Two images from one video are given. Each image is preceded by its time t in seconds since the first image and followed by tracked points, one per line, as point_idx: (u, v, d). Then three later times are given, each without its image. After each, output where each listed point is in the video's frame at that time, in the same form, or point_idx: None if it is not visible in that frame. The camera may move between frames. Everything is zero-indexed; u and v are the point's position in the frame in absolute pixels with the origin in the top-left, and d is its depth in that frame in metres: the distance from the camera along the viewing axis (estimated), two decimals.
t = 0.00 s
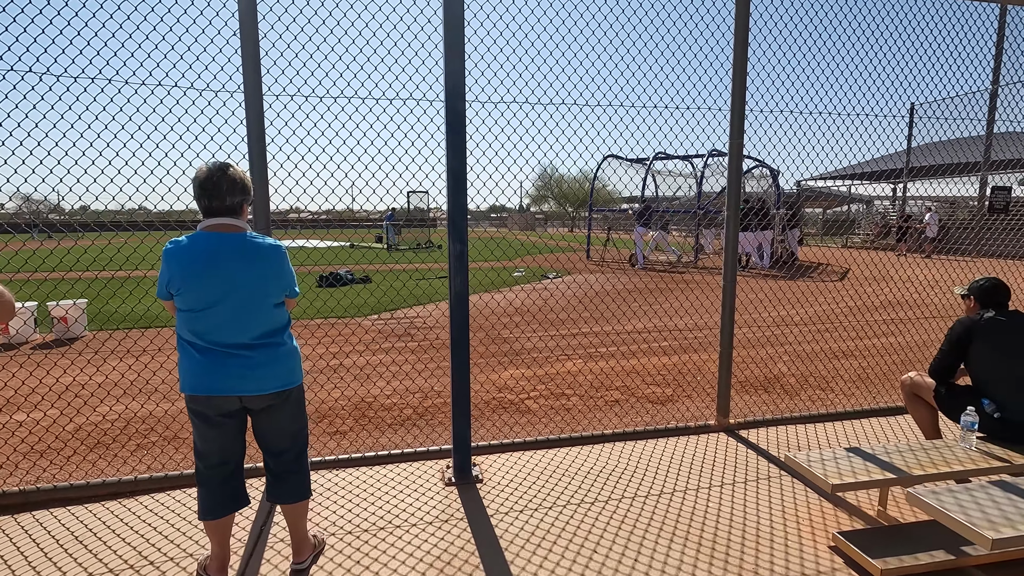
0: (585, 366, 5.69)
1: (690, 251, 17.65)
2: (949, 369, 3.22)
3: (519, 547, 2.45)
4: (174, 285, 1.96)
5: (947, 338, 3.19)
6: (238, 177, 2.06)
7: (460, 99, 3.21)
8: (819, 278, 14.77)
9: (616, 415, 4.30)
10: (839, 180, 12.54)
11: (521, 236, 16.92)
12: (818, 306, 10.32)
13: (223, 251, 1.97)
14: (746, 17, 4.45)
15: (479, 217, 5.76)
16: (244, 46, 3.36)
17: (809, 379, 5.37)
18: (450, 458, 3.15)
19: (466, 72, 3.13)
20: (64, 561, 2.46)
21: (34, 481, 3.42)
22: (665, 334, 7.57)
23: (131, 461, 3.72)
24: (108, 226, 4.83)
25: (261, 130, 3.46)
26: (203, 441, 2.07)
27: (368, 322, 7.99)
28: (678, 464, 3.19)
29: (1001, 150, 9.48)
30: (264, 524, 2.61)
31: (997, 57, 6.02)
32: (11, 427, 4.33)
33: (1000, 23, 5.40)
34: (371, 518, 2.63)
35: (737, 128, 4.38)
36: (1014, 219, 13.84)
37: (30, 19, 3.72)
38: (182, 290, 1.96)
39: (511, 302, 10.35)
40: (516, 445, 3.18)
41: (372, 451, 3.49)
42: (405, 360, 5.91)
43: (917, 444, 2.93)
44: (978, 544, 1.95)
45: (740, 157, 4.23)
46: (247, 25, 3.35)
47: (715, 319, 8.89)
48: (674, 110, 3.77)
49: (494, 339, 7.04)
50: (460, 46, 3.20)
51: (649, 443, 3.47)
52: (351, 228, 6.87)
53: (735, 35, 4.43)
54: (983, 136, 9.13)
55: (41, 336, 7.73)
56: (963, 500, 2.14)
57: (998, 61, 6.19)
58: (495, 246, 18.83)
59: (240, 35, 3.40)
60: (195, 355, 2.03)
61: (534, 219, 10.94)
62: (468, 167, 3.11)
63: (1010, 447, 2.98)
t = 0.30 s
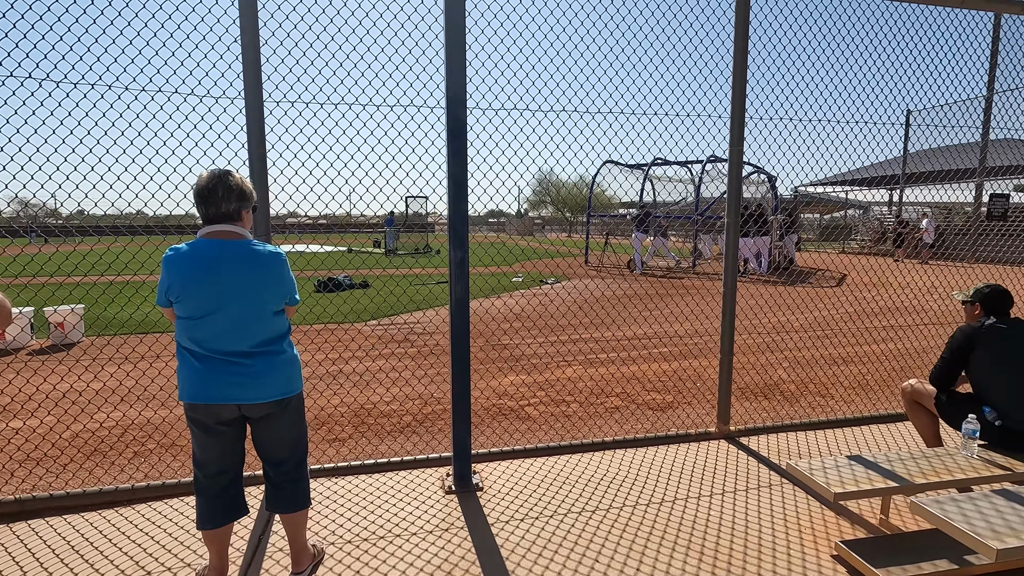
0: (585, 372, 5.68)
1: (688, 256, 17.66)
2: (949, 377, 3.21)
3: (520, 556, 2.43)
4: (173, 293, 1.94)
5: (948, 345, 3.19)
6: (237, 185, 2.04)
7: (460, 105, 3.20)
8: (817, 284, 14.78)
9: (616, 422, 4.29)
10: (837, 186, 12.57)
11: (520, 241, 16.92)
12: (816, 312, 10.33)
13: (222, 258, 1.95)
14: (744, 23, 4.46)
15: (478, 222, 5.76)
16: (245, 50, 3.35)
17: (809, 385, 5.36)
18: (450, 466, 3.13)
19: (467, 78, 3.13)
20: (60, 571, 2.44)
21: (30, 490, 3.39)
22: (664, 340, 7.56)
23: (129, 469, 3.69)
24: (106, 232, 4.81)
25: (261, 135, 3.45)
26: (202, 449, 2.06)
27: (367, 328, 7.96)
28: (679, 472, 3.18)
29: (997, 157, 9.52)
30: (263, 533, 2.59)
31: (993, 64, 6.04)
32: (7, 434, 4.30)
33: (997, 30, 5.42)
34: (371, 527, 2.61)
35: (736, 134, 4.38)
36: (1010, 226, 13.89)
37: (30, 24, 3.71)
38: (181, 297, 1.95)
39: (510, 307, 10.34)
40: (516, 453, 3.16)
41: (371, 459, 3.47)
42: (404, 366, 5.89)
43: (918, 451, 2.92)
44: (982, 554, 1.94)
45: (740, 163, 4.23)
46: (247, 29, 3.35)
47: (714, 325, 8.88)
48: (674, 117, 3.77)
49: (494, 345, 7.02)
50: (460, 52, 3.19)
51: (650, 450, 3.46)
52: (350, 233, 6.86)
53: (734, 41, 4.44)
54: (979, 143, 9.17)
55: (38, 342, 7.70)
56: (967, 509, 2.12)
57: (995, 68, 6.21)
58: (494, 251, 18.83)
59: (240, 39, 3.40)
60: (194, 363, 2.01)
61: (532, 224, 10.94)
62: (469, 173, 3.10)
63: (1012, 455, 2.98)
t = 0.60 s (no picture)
0: (584, 377, 5.67)
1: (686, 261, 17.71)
2: (948, 382, 3.22)
3: (520, 562, 2.42)
4: (173, 298, 1.94)
5: (946, 351, 3.19)
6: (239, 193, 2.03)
7: (460, 110, 3.20)
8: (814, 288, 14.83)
9: (615, 427, 4.29)
10: (833, 191, 12.62)
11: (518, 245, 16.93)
12: (814, 317, 10.36)
13: (222, 263, 1.95)
14: (742, 29, 4.48)
15: (477, 226, 5.77)
16: (245, 53, 3.35)
17: (807, 390, 5.37)
18: (449, 471, 3.12)
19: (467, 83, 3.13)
20: None
21: (26, 496, 3.37)
22: (662, 345, 7.57)
23: (125, 474, 3.67)
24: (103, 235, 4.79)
25: (260, 139, 3.44)
26: (201, 455, 2.05)
27: (365, 332, 7.95)
28: (679, 477, 3.18)
29: (992, 162, 9.57)
30: (261, 539, 2.58)
31: (988, 70, 6.08)
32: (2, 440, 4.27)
33: (992, 36, 5.47)
34: (370, 533, 2.59)
35: (734, 138, 4.39)
36: (1005, 231, 13.96)
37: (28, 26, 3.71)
38: (181, 302, 1.94)
39: (508, 311, 10.35)
40: (515, 458, 3.16)
41: (369, 464, 3.46)
42: (402, 370, 5.88)
43: (917, 457, 2.92)
44: (981, 560, 1.94)
45: (739, 168, 4.24)
46: (247, 32, 3.34)
47: (712, 330, 8.90)
48: (672, 122, 3.78)
49: (492, 350, 7.02)
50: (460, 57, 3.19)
51: (650, 454, 3.45)
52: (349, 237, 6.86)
53: (732, 46, 4.45)
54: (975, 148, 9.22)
55: (35, 346, 7.67)
56: (965, 514, 2.12)
57: (990, 74, 6.25)
58: (492, 254, 18.84)
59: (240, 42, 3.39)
60: (193, 368, 2.00)
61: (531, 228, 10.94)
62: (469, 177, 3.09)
63: (1009, 460, 2.98)
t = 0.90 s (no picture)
0: (578, 380, 5.68)
1: (680, 264, 17.76)
2: (939, 385, 3.23)
3: (514, 565, 2.42)
4: (165, 302, 1.93)
5: (938, 353, 3.20)
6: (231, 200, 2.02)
7: (454, 114, 3.20)
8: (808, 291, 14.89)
9: (610, 430, 4.29)
10: (827, 195, 12.69)
11: (513, 248, 16.93)
12: (808, 319, 10.39)
13: (215, 266, 1.94)
14: (734, 33, 4.50)
15: (472, 229, 5.77)
16: (238, 57, 3.34)
17: (801, 392, 5.38)
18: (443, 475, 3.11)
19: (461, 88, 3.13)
20: None
21: (16, 501, 3.35)
22: (657, 348, 7.58)
23: (117, 480, 3.65)
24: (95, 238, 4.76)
25: (253, 143, 3.43)
26: (193, 460, 2.04)
27: (359, 336, 7.93)
28: (673, 480, 3.18)
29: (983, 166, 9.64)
30: (254, 544, 2.57)
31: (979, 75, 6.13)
32: None
33: (982, 41, 5.51)
34: (364, 538, 2.58)
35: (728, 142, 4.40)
36: (997, 234, 14.06)
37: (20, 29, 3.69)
38: (174, 306, 1.93)
39: (503, 315, 10.35)
40: (510, 461, 3.16)
41: (363, 468, 3.44)
42: (397, 374, 5.87)
43: (909, 459, 2.93)
44: (972, 562, 1.94)
45: (732, 171, 4.25)
46: (240, 35, 3.34)
47: (706, 332, 8.92)
48: (666, 126, 3.78)
49: (487, 353, 7.02)
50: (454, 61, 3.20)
51: (644, 458, 3.45)
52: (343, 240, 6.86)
53: (726, 50, 4.47)
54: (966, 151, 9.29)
55: (26, 350, 7.62)
56: (957, 516, 2.13)
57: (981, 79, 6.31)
58: (487, 257, 18.84)
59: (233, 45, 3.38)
60: (186, 372, 1.99)
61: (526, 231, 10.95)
62: (463, 181, 3.10)
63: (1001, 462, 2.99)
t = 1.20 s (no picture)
0: (571, 380, 5.68)
1: (674, 263, 17.80)
2: (930, 383, 3.25)
3: (504, 566, 2.41)
4: (150, 301, 1.92)
5: (928, 352, 3.22)
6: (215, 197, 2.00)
7: (444, 114, 3.19)
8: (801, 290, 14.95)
9: (602, 429, 4.29)
10: (820, 194, 12.73)
11: (506, 248, 16.92)
12: (801, 318, 10.44)
13: (202, 267, 1.93)
14: (726, 32, 4.50)
15: (465, 228, 5.76)
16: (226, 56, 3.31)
17: (793, 391, 5.40)
18: (435, 476, 3.10)
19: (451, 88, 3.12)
20: None
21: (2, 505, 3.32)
22: (650, 347, 7.59)
23: (105, 482, 3.62)
24: (82, 239, 4.72)
25: (241, 142, 3.40)
26: (180, 462, 2.02)
27: (352, 336, 7.90)
28: (665, 478, 3.18)
29: (974, 166, 9.70)
30: (243, 545, 2.56)
31: (969, 75, 6.17)
32: None
33: (972, 41, 5.54)
34: (355, 539, 2.57)
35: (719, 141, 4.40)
36: (987, 233, 14.15)
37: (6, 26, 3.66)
38: (159, 306, 1.92)
39: (497, 314, 10.34)
40: (501, 461, 3.14)
41: (354, 469, 3.42)
42: (389, 374, 5.85)
43: (899, 457, 2.94)
44: (962, 561, 1.94)
45: (724, 170, 4.26)
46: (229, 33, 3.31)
47: (699, 332, 8.94)
48: (657, 126, 3.77)
49: (480, 353, 7.01)
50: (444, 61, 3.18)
51: (636, 457, 3.45)
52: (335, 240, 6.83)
53: (717, 49, 4.47)
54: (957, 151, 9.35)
55: (14, 351, 7.56)
56: (947, 514, 2.13)
57: (971, 79, 6.34)
58: (480, 257, 18.83)
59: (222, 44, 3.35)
60: (172, 373, 1.98)
61: (520, 230, 10.94)
62: (453, 181, 3.08)
63: (991, 460, 2.99)
